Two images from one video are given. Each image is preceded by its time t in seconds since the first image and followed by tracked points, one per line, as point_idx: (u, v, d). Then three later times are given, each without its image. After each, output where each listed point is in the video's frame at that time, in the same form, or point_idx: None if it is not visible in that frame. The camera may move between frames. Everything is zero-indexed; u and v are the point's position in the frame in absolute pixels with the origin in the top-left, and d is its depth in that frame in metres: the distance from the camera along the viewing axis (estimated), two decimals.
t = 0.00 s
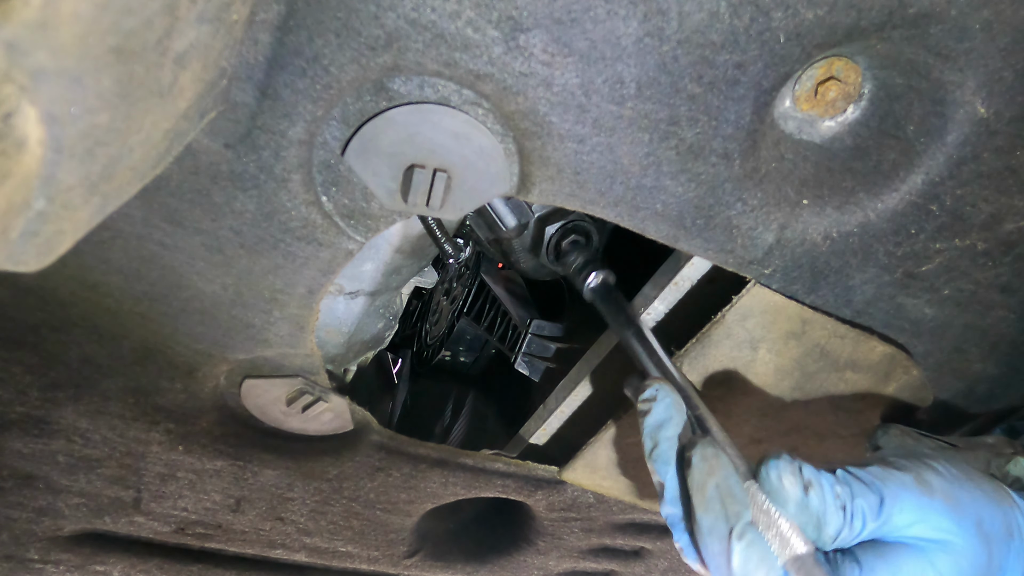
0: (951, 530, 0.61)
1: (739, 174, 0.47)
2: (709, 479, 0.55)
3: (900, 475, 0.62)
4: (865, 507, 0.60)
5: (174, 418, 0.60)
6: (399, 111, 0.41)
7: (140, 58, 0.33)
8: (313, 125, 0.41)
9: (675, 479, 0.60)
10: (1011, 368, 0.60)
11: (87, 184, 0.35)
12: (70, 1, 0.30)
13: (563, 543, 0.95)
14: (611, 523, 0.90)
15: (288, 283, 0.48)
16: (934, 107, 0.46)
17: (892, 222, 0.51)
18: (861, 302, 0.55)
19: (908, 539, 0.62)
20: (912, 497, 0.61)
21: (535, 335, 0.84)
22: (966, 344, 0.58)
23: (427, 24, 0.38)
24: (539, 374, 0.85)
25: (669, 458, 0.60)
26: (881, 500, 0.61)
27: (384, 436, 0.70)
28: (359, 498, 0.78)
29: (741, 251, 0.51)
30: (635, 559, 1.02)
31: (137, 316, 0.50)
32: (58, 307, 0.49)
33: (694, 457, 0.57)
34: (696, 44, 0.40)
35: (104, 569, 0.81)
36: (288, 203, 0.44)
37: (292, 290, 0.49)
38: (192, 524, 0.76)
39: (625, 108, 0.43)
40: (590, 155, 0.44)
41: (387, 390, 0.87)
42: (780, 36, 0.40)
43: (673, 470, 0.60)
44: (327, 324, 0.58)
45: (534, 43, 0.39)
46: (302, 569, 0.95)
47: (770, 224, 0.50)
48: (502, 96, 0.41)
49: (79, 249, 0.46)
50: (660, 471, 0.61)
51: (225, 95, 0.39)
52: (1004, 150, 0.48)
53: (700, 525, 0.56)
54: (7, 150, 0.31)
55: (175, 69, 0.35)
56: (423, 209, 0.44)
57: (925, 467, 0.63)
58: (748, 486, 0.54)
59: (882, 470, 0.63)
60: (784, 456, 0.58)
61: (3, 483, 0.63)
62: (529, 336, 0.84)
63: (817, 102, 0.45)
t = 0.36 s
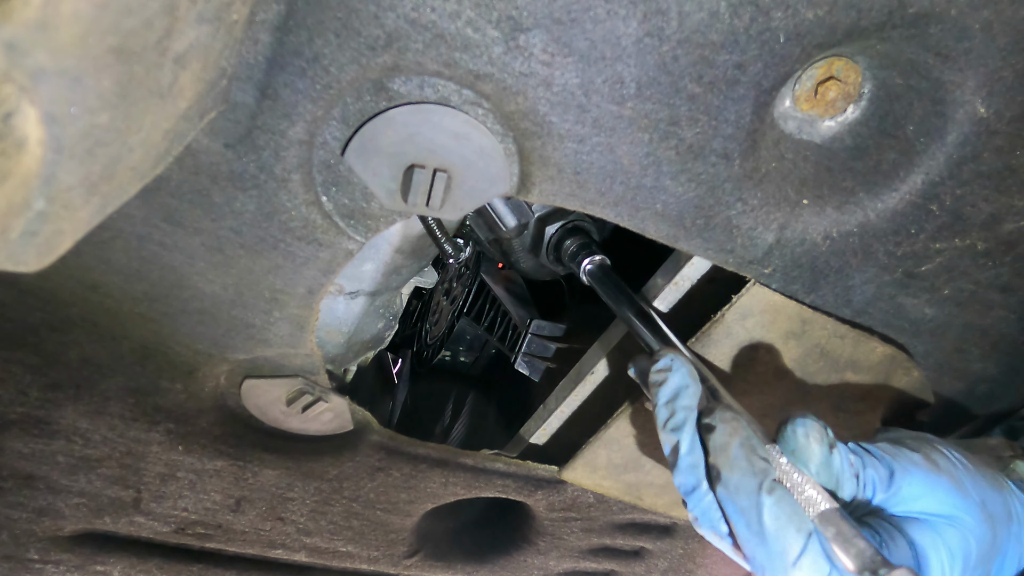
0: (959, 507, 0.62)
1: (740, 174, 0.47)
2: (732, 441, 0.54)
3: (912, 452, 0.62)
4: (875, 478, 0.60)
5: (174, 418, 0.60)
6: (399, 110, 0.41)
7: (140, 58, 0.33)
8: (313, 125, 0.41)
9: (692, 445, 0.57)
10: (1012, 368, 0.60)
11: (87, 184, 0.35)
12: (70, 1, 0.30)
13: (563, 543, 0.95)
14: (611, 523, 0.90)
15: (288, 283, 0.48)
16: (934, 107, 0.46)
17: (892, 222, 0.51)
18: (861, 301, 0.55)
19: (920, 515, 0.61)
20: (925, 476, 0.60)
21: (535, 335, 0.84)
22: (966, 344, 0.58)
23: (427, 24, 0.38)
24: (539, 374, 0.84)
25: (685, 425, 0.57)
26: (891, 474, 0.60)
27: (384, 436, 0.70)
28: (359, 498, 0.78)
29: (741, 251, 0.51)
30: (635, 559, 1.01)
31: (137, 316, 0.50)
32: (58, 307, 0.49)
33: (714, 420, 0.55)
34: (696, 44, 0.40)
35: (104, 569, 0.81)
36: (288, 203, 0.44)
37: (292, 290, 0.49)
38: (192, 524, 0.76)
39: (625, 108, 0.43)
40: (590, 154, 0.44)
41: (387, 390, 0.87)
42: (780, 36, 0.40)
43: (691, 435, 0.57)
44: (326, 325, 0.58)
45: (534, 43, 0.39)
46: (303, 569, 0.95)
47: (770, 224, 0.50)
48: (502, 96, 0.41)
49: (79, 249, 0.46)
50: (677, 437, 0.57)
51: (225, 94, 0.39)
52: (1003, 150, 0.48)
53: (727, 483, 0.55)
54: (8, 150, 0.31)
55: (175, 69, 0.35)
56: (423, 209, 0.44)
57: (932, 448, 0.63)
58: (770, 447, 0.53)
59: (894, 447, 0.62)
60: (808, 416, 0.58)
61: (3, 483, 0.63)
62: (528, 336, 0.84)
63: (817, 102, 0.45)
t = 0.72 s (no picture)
0: (951, 515, 0.65)
1: (740, 174, 0.47)
2: (745, 408, 0.59)
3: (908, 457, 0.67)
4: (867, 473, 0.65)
5: (174, 418, 0.60)
6: (399, 110, 0.41)
7: (141, 58, 0.33)
8: (313, 125, 0.41)
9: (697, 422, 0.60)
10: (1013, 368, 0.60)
11: (87, 183, 0.35)
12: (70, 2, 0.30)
13: (563, 543, 0.95)
14: (611, 523, 0.89)
15: (288, 283, 0.48)
16: (934, 107, 0.46)
17: (892, 222, 0.51)
18: (861, 302, 0.55)
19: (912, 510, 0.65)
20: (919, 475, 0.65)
21: (535, 335, 0.84)
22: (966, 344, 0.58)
23: (427, 24, 0.38)
24: (539, 374, 0.84)
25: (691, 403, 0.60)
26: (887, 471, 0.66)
27: (384, 436, 0.70)
28: (359, 498, 0.78)
29: (741, 251, 0.51)
30: (635, 559, 1.01)
31: (138, 316, 0.50)
32: (58, 307, 0.49)
33: (723, 393, 0.60)
34: (696, 44, 0.40)
35: (104, 569, 0.81)
36: (288, 203, 0.44)
37: (292, 290, 0.49)
38: (192, 524, 0.76)
39: (625, 108, 0.43)
40: (590, 154, 0.44)
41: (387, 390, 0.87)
42: (780, 36, 0.40)
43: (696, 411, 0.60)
44: (327, 325, 0.58)
45: (534, 44, 0.39)
46: (303, 570, 0.95)
47: (770, 224, 0.50)
48: (502, 96, 0.41)
49: (79, 249, 0.46)
50: (683, 414, 0.60)
51: (225, 94, 0.39)
52: (1004, 150, 0.48)
53: (739, 450, 0.59)
54: (8, 150, 0.31)
55: (175, 69, 0.35)
56: (423, 209, 0.44)
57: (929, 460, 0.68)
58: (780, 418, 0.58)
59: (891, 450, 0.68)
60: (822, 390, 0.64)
61: (4, 483, 0.63)
62: (529, 336, 0.84)
63: (818, 102, 0.45)
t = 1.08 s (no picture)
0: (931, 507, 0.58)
1: (740, 174, 0.47)
2: (725, 382, 0.61)
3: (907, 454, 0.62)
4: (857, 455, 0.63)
5: (174, 418, 0.60)
6: (398, 110, 0.41)
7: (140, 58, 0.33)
8: (313, 125, 0.41)
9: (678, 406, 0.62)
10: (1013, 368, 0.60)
11: (87, 183, 0.35)
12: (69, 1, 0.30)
13: (563, 543, 0.95)
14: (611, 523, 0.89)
15: (288, 283, 0.48)
16: (934, 107, 0.46)
17: (892, 222, 0.51)
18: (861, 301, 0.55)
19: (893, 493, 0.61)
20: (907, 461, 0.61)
21: (535, 336, 0.84)
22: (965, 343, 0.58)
23: (427, 24, 0.38)
24: (539, 374, 0.84)
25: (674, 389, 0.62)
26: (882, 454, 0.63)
27: (384, 436, 0.70)
28: (360, 498, 0.78)
29: (741, 250, 0.51)
30: (635, 560, 1.01)
31: (137, 316, 0.50)
32: (58, 307, 0.49)
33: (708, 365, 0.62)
34: (696, 44, 0.40)
35: (104, 569, 0.81)
36: (288, 203, 0.44)
37: (292, 290, 0.49)
38: (193, 524, 0.76)
39: (625, 108, 0.43)
40: (590, 154, 0.44)
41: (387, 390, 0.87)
42: (779, 36, 0.40)
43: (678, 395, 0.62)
44: (327, 325, 0.58)
45: (534, 44, 0.39)
46: (303, 570, 0.95)
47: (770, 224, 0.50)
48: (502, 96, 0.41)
49: (79, 249, 0.46)
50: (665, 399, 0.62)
51: (225, 94, 0.39)
52: (1005, 150, 0.47)
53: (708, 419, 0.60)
54: (8, 150, 0.31)
55: (175, 69, 0.35)
56: (423, 209, 0.44)
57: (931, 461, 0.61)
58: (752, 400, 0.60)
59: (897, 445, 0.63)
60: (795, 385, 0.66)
61: (4, 483, 0.63)
62: (528, 336, 0.84)
63: (817, 102, 0.45)
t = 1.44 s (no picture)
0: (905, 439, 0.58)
1: (740, 174, 0.47)
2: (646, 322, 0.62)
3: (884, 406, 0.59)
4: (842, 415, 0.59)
5: (174, 418, 0.60)
6: (398, 110, 0.41)
7: (140, 57, 0.33)
8: (313, 125, 0.41)
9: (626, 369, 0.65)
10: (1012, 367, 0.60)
11: (87, 184, 0.35)
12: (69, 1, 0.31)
13: (562, 543, 0.96)
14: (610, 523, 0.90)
15: (288, 282, 0.48)
16: (934, 107, 0.46)
17: (892, 222, 0.51)
18: (861, 301, 0.55)
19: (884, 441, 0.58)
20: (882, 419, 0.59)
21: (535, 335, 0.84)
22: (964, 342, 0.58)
23: (427, 25, 0.38)
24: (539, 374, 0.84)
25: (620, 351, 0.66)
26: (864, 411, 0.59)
27: (384, 436, 0.70)
28: (360, 498, 0.78)
29: (741, 250, 0.51)
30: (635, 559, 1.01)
31: (138, 316, 0.50)
32: (57, 307, 0.49)
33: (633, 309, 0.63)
34: (696, 44, 0.40)
35: (103, 569, 0.81)
36: (288, 203, 0.44)
37: (292, 290, 0.49)
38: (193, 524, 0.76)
39: (625, 108, 0.43)
40: (590, 154, 0.44)
41: (387, 390, 0.87)
42: (780, 36, 0.40)
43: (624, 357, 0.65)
44: (327, 324, 0.58)
45: (534, 43, 0.39)
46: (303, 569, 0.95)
47: (770, 224, 0.50)
48: (502, 96, 0.41)
49: (78, 249, 0.45)
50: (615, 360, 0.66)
51: (225, 94, 0.39)
52: (1003, 149, 0.48)
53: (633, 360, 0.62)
54: (8, 150, 0.32)
55: (175, 69, 0.35)
56: (423, 209, 0.44)
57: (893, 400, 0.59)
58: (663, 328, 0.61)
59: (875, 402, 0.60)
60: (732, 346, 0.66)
61: (3, 483, 0.63)
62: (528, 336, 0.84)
63: (817, 102, 0.45)
